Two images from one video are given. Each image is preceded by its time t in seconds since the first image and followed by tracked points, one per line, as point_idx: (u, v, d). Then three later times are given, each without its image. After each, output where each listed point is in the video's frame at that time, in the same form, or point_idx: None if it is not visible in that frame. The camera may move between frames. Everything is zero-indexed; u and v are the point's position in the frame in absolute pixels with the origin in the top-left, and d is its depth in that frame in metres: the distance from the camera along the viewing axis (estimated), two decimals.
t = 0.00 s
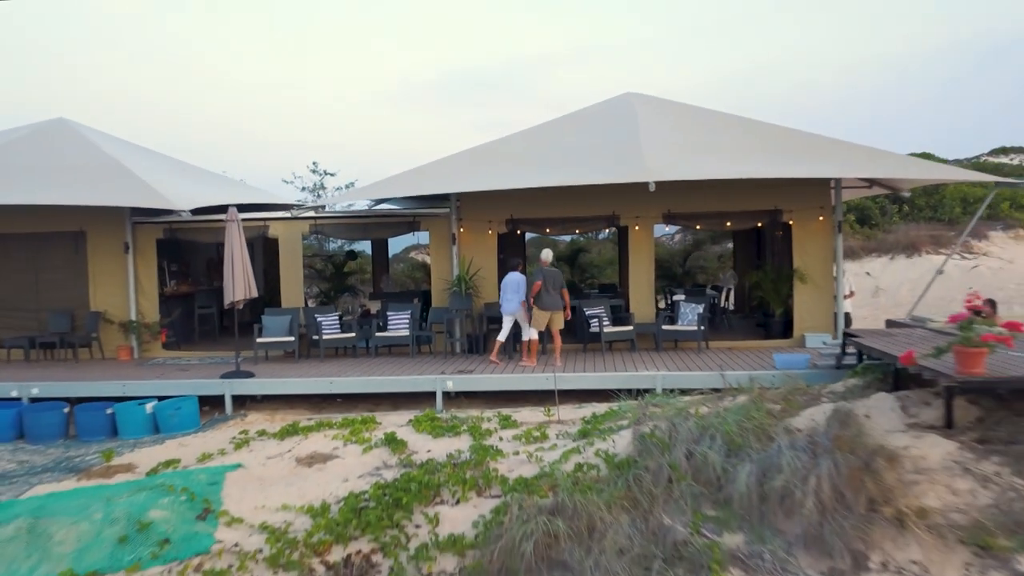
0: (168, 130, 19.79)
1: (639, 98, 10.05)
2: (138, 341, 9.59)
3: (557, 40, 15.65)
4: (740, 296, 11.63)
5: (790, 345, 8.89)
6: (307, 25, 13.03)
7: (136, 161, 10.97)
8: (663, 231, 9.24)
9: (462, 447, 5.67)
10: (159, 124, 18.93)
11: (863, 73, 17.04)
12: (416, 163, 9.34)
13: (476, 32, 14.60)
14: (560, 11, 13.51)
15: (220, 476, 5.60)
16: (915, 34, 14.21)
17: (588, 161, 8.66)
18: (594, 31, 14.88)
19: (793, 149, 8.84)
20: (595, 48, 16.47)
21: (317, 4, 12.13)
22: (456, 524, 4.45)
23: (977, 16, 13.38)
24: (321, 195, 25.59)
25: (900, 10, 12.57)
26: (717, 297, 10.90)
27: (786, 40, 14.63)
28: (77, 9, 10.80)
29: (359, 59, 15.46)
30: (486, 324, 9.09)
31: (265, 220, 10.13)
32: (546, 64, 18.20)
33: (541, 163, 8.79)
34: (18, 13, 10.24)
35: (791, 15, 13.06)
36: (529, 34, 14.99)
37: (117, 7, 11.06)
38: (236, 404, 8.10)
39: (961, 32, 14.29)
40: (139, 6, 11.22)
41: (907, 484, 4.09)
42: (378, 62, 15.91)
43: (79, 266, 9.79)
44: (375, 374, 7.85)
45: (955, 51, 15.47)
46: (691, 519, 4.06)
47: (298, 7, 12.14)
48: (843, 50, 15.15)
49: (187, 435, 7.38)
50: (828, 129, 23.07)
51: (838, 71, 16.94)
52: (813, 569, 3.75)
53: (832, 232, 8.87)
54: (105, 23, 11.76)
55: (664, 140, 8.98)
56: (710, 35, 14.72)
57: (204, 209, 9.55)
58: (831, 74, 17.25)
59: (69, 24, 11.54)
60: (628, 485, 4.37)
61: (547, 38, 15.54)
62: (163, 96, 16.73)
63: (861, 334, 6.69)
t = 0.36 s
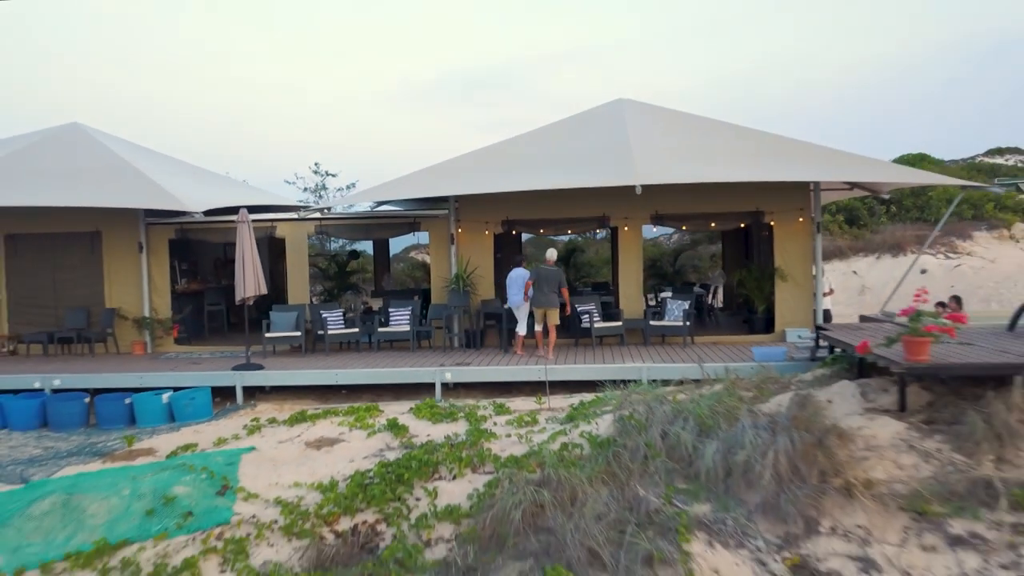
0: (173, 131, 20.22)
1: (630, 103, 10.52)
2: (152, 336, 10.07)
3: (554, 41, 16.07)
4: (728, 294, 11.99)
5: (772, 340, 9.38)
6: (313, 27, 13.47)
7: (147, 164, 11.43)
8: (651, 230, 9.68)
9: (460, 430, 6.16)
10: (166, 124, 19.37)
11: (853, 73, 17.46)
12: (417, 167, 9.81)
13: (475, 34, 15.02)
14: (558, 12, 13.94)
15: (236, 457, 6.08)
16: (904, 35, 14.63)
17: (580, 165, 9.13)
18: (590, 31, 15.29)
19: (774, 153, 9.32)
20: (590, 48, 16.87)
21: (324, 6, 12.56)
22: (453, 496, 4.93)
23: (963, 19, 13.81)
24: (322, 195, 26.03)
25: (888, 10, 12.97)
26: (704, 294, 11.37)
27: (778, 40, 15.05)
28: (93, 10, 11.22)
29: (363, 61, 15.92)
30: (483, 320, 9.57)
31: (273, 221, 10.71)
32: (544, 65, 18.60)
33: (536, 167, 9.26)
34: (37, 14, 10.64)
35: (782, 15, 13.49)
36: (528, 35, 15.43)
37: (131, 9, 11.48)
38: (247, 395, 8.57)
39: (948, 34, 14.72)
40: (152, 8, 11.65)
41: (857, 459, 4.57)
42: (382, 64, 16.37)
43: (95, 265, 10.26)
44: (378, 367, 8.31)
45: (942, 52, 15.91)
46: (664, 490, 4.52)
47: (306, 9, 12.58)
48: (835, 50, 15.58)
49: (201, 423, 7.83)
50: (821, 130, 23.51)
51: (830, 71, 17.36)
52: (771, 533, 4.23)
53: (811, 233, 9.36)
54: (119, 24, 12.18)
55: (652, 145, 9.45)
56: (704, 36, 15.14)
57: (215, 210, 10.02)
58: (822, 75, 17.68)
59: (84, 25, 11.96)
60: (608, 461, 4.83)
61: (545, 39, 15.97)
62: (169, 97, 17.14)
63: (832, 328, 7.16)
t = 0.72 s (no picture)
0: (179, 133, 20.67)
1: (621, 110, 11.00)
2: (163, 332, 10.56)
3: (550, 43, 16.49)
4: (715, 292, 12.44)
5: (754, 335, 9.85)
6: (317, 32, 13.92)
7: (157, 167, 11.89)
8: (642, 233, 10.31)
9: (456, 418, 6.63)
10: (172, 126, 19.82)
11: (842, 75, 17.91)
12: (416, 171, 10.27)
13: (473, 37, 15.45)
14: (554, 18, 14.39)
15: (248, 442, 6.56)
16: (889, 38, 15.07)
17: (571, 169, 9.59)
18: (585, 34, 15.70)
19: (757, 158, 9.79)
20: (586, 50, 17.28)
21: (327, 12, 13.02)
22: (448, 475, 5.40)
23: (940, 23, 14.31)
24: (324, 197, 26.54)
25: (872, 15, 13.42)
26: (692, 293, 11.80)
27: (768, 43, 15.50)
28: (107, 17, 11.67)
29: (365, 64, 16.38)
30: (479, 316, 10.04)
31: (279, 222, 11.22)
32: (540, 68, 19.04)
33: (529, 171, 9.73)
34: (53, 21, 11.09)
35: (770, 20, 13.94)
36: (526, 37, 15.88)
37: (141, 17, 11.93)
38: (255, 387, 9.03)
39: (929, 37, 15.18)
40: (163, 16, 12.11)
41: (815, 440, 5.04)
42: (384, 67, 16.84)
43: (109, 264, 10.73)
44: (379, 361, 8.77)
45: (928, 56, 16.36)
46: (640, 468, 4.98)
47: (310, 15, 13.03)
48: (824, 52, 16.03)
49: (212, 413, 8.29)
50: (814, 130, 23.97)
51: (819, 73, 17.81)
52: (735, 505, 4.68)
53: (791, 233, 9.82)
54: (130, 31, 12.63)
55: (641, 150, 9.92)
56: (696, 40, 15.59)
57: (223, 211, 10.49)
58: (812, 77, 18.13)
59: (96, 32, 12.40)
60: (590, 443, 5.28)
61: (543, 41, 16.37)
62: (176, 101, 17.58)
63: (806, 322, 7.64)
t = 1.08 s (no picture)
0: (184, 133, 21.10)
1: (612, 114, 11.46)
2: (173, 329, 11.03)
3: (549, 43, 16.92)
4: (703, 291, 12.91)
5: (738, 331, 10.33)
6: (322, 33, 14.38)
7: (166, 170, 12.36)
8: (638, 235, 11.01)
9: (452, 407, 7.09)
10: (177, 126, 20.26)
11: (831, 75, 18.32)
12: (415, 174, 10.71)
13: (473, 37, 15.88)
14: (551, 18, 14.86)
15: (258, 430, 7.01)
16: (879, 39, 15.52)
17: (563, 172, 10.04)
18: (582, 34, 16.12)
19: (742, 161, 10.24)
20: (583, 49, 17.70)
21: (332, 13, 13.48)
22: (444, 458, 5.86)
23: (928, 26, 14.73)
24: (326, 198, 27.04)
25: (859, 17, 13.89)
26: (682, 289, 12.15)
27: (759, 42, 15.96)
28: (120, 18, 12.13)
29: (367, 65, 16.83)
30: (475, 313, 10.50)
31: (283, 223, 11.63)
32: (540, 68, 19.48)
33: (523, 174, 10.17)
34: (71, 22, 11.52)
35: (760, 21, 14.42)
36: (525, 38, 16.30)
37: (151, 19, 12.38)
38: (262, 381, 9.48)
39: (919, 39, 15.60)
40: (173, 18, 12.58)
41: (781, 425, 5.50)
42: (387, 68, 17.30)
43: (120, 264, 11.20)
44: (380, 356, 9.22)
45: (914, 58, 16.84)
46: (620, 450, 5.42)
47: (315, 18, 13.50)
48: (815, 52, 16.47)
49: (221, 405, 8.72)
50: (808, 130, 24.41)
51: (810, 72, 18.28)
52: (705, 483, 5.13)
53: (774, 234, 10.28)
54: (141, 31, 13.09)
55: (630, 154, 10.37)
56: (690, 39, 16.03)
57: (231, 212, 10.96)
58: (802, 76, 18.55)
59: (106, 33, 12.85)
60: (575, 428, 5.73)
61: (541, 42, 16.80)
62: (184, 102, 18.03)
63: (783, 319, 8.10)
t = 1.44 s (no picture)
0: (189, 134, 21.53)
1: (604, 119, 11.93)
2: (182, 326, 11.51)
3: (545, 45, 17.35)
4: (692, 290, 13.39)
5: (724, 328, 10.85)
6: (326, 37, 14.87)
7: (174, 173, 12.82)
8: (635, 236, 11.64)
9: (449, 398, 7.54)
10: (182, 128, 20.72)
11: (822, 77, 18.75)
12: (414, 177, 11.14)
13: (473, 40, 16.32)
14: (546, 23, 15.36)
15: (266, 420, 7.45)
16: (867, 43, 15.96)
17: (556, 176, 10.48)
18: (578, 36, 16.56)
19: (728, 165, 10.70)
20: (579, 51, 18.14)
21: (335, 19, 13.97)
22: (441, 443, 6.31)
23: (915, 31, 15.16)
24: (327, 198, 27.51)
25: (844, 23, 14.38)
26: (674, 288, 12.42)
27: (749, 46, 16.44)
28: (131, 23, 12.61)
29: (369, 67, 17.31)
30: (472, 311, 10.93)
31: (288, 225, 12.08)
32: (537, 70, 19.93)
33: (518, 178, 10.62)
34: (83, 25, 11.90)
35: (748, 26, 14.91)
36: (523, 40, 16.73)
37: (160, 23, 12.79)
38: (268, 375, 9.92)
39: (907, 43, 16.03)
40: (182, 23, 13.05)
41: (752, 413, 5.95)
42: (389, 69, 17.78)
43: (131, 265, 11.69)
44: (380, 351, 9.67)
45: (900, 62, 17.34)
46: (604, 436, 5.85)
47: (319, 24, 13.98)
48: (804, 55, 16.95)
49: (230, 398, 9.14)
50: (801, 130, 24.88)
51: (800, 74, 18.78)
52: (681, 466, 5.56)
53: (758, 234, 10.81)
54: (150, 36, 13.56)
55: (621, 158, 10.81)
56: (682, 43, 16.51)
57: (238, 213, 11.42)
58: (794, 78, 18.98)
59: (116, 36, 13.25)
60: (562, 416, 6.17)
61: (539, 44, 17.23)
62: (190, 104, 18.47)
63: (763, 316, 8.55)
